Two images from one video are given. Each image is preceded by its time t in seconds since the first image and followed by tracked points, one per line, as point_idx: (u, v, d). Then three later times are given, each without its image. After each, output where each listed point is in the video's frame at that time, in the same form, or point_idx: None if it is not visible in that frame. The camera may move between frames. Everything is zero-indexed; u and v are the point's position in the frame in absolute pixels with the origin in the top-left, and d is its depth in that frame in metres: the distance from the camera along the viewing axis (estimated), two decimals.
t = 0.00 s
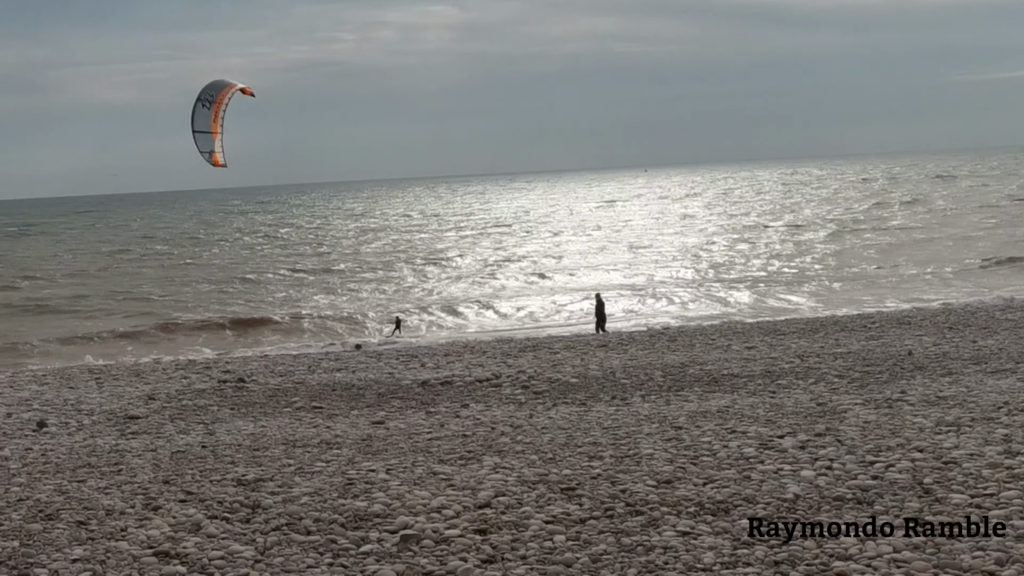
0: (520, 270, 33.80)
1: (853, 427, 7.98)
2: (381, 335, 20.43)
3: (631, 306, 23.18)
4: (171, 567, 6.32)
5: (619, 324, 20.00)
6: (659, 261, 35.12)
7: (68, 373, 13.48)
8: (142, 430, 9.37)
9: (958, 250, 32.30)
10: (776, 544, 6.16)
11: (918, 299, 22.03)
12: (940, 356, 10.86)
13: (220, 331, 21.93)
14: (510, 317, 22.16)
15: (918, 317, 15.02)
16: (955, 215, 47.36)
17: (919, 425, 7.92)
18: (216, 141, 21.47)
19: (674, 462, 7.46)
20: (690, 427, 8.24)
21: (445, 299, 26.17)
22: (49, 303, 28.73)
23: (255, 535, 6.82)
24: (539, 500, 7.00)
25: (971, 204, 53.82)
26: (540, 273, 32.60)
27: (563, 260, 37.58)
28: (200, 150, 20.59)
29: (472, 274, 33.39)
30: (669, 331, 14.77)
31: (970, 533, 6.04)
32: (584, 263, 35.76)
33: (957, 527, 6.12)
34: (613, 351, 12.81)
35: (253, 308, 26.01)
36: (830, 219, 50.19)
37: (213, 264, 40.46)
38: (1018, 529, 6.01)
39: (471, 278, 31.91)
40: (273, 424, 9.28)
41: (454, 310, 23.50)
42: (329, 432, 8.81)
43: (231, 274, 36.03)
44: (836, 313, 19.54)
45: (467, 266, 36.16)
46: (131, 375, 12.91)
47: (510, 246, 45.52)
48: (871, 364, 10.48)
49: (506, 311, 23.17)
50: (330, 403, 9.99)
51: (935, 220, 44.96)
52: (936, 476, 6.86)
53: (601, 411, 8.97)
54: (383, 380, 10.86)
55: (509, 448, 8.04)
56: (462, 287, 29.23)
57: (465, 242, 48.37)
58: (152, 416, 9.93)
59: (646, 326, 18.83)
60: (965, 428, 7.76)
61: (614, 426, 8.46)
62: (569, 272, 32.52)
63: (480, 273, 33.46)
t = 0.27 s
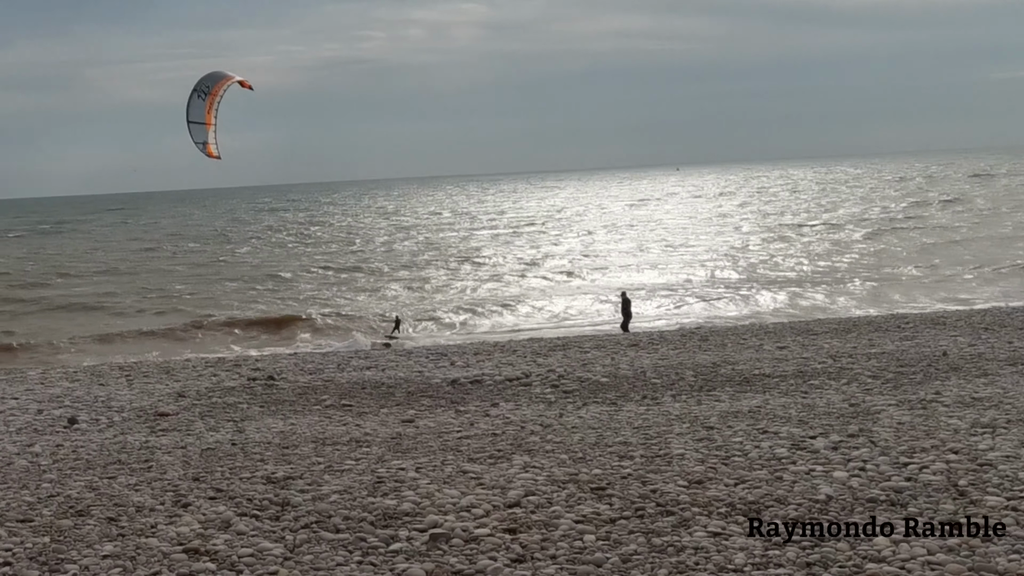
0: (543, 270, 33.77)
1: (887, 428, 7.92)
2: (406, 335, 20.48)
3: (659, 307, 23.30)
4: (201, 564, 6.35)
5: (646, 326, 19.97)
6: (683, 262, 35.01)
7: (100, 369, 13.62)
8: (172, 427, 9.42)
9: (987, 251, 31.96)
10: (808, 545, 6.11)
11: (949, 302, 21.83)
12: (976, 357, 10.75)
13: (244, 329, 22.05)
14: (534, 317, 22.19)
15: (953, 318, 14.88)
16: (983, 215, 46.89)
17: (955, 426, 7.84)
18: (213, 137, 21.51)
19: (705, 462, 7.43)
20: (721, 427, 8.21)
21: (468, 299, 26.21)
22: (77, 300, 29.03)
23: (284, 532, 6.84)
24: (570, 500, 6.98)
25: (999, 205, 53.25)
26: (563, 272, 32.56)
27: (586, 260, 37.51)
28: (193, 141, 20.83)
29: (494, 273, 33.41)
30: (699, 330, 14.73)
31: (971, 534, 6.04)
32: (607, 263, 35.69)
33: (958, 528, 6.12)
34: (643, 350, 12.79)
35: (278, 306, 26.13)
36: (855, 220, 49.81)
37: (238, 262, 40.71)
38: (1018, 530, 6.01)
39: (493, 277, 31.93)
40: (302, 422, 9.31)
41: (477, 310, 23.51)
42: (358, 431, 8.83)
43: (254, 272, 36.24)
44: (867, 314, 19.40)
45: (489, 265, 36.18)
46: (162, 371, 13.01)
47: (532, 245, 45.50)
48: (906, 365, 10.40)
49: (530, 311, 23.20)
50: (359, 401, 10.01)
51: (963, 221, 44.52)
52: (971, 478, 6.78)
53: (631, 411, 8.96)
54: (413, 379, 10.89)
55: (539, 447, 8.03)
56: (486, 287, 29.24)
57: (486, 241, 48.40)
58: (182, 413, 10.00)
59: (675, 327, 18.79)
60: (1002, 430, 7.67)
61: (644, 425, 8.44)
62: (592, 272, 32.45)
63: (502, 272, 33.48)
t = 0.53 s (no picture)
0: (565, 271, 33.74)
1: (921, 431, 7.87)
2: (430, 335, 20.52)
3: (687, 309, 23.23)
4: (230, 562, 6.36)
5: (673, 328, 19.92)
6: (706, 263, 34.88)
7: (131, 366, 13.75)
8: (201, 424, 9.48)
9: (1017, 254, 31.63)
10: (841, 548, 6.07)
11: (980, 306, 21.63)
12: (1011, 360, 10.66)
13: (268, 327, 22.16)
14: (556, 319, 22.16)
15: (988, 321, 14.74)
16: (1012, 218, 46.39)
17: (990, 430, 7.77)
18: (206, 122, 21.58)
19: (737, 464, 7.41)
20: (753, 429, 8.19)
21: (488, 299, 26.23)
22: (103, 298, 29.28)
23: (313, 531, 6.85)
24: (600, 500, 6.97)
25: None
26: (585, 273, 32.54)
27: (609, 260, 37.44)
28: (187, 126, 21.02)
29: (516, 274, 33.42)
30: (730, 331, 14.69)
31: (970, 533, 6.09)
32: (630, 264, 35.62)
33: (958, 527, 6.17)
34: (674, 351, 12.77)
35: (302, 305, 26.24)
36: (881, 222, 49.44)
37: (262, 260, 40.89)
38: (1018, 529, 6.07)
39: (514, 278, 31.94)
40: (332, 421, 9.35)
41: (500, 310, 23.53)
42: (388, 430, 8.85)
43: (276, 270, 36.43)
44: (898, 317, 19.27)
45: (511, 265, 36.19)
46: (193, 369, 13.11)
47: (553, 245, 45.48)
48: (940, 368, 10.33)
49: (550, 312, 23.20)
50: (389, 400, 10.04)
51: (991, 223, 44.09)
52: (1007, 482, 6.72)
53: (662, 412, 8.94)
54: (443, 378, 10.92)
55: (569, 447, 8.03)
56: (508, 287, 29.24)
57: (507, 241, 48.42)
58: (212, 411, 10.06)
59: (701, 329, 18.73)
60: None
61: (676, 426, 8.43)
62: (615, 273, 32.38)
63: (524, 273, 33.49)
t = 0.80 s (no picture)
0: (587, 273, 33.70)
1: (955, 437, 7.81)
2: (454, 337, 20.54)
3: (712, 312, 23.22)
4: (258, 561, 6.38)
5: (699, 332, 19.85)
6: (730, 266, 34.75)
7: (160, 365, 13.85)
8: (230, 424, 9.52)
9: None
10: (873, 553, 6.02)
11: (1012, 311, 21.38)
12: None
13: (290, 327, 22.24)
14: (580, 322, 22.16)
15: None
16: None
17: None
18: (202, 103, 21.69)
19: (767, 468, 7.38)
20: (783, 433, 8.16)
21: (511, 302, 26.23)
22: (127, 296, 29.51)
23: (341, 531, 6.86)
24: (629, 503, 6.95)
25: None
26: (607, 276, 32.48)
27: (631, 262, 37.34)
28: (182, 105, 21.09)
29: (537, 275, 33.41)
30: (761, 335, 14.63)
31: (971, 534, 6.15)
32: (653, 267, 35.52)
33: (957, 528, 6.23)
34: (704, 354, 12.74)
35: (324, 305, 26.33)
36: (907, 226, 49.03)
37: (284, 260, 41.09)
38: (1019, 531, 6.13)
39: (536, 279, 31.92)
40: (361, 421, 9.37)
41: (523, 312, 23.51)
42: (417, 430, 8.87)
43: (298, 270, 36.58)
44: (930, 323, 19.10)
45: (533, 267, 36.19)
46: (223, 368, 13.18)
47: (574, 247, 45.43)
48: (974, 373, 10.25)
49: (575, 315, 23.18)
50: (417, 401, 10.06)
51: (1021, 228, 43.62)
52: None
53: (692, 415, 8.92)
54: (471, 379, 10.93)
55: (598, 450, 8.02)
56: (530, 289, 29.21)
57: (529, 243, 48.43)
58: (241, 410, 10.11)
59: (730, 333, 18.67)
60: None
61: (706, 429, 8.41)
62: (637, 276, 32.29)
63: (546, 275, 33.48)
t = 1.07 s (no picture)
0: (608, 276, 33.65)
1: (986, 444, 7.76)
2: (476, 340, 20.56)
3: (737, 316, 23.22)
4: (285, 562, 6.40)
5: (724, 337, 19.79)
6: (752, 271, 34.61)
7: (188, 365, 13.95)
8: (256, 425, 9.57)
9: None
10: (903, 560, 5.97)
11: None
12: None
13: (312, 328, 22.31)
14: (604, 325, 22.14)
15: None
16: None
17: None
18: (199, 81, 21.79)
19: (796, 473, 7.36)
20: (812, 438, 8.13)
21: (532, 305, 26.24)
22: (151, 297, 29.76)
23: (367, 532, 6.87)
24: (656, 508, 6.94)
25: None
26: (627, 279, 32.42)
27: (652, 266, 37.26)
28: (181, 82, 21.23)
29: (558, 278, 33.39)
30: (789, 339, 14.57)
31: (970, 533, 6.24)
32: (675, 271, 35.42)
33: (957, 527, 6.32)
34: (733, 358, 12.70)
35: (345, 307, 26.41)
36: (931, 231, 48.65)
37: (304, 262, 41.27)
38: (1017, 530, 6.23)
39: (557, 282, 31.91)
40: (387, 423, 9.40)
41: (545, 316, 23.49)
42: (443, 433, 8.89)
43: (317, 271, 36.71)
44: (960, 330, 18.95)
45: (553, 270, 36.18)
46: (250, 368, 13.25)
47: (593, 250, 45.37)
48: (1006, 379, 10.17)
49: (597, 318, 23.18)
50: (444, 403, 10.07)
51: None
52: None
53: (720, 420, 8.91)
54: (497, 381, 10.94)
55: (626, 454, 8.02)
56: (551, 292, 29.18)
57: (548, 245, 48.42)
58: (267, 411, 10.15)
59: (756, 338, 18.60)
60: None
61: (734, 434, 8.39)
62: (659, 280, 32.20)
63: (566, 277, 33.46)
